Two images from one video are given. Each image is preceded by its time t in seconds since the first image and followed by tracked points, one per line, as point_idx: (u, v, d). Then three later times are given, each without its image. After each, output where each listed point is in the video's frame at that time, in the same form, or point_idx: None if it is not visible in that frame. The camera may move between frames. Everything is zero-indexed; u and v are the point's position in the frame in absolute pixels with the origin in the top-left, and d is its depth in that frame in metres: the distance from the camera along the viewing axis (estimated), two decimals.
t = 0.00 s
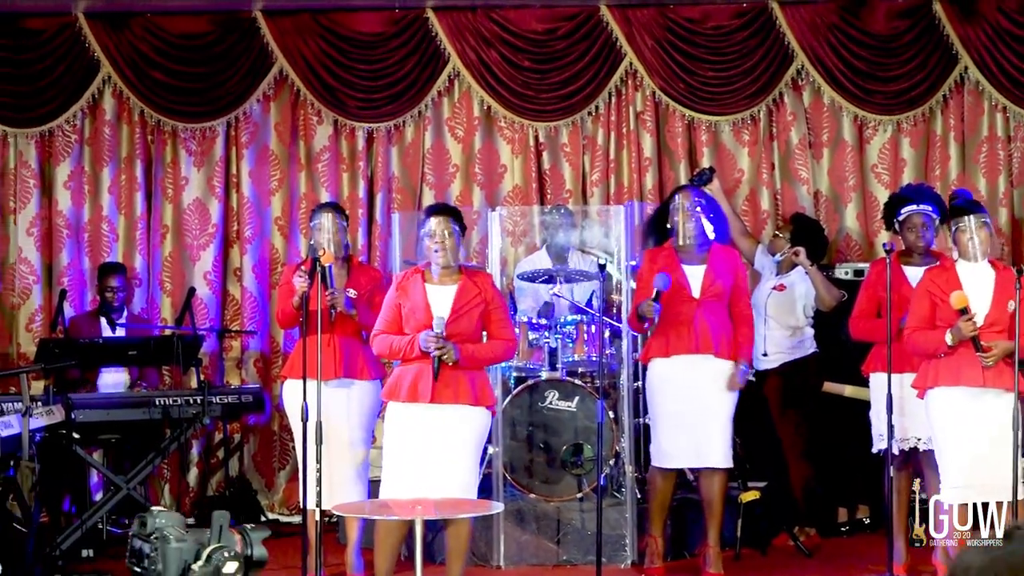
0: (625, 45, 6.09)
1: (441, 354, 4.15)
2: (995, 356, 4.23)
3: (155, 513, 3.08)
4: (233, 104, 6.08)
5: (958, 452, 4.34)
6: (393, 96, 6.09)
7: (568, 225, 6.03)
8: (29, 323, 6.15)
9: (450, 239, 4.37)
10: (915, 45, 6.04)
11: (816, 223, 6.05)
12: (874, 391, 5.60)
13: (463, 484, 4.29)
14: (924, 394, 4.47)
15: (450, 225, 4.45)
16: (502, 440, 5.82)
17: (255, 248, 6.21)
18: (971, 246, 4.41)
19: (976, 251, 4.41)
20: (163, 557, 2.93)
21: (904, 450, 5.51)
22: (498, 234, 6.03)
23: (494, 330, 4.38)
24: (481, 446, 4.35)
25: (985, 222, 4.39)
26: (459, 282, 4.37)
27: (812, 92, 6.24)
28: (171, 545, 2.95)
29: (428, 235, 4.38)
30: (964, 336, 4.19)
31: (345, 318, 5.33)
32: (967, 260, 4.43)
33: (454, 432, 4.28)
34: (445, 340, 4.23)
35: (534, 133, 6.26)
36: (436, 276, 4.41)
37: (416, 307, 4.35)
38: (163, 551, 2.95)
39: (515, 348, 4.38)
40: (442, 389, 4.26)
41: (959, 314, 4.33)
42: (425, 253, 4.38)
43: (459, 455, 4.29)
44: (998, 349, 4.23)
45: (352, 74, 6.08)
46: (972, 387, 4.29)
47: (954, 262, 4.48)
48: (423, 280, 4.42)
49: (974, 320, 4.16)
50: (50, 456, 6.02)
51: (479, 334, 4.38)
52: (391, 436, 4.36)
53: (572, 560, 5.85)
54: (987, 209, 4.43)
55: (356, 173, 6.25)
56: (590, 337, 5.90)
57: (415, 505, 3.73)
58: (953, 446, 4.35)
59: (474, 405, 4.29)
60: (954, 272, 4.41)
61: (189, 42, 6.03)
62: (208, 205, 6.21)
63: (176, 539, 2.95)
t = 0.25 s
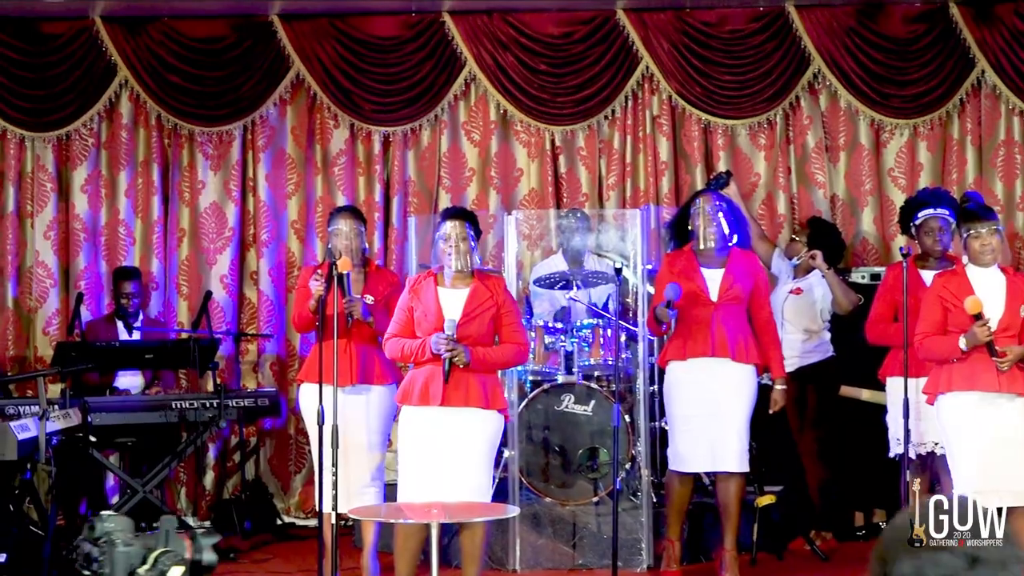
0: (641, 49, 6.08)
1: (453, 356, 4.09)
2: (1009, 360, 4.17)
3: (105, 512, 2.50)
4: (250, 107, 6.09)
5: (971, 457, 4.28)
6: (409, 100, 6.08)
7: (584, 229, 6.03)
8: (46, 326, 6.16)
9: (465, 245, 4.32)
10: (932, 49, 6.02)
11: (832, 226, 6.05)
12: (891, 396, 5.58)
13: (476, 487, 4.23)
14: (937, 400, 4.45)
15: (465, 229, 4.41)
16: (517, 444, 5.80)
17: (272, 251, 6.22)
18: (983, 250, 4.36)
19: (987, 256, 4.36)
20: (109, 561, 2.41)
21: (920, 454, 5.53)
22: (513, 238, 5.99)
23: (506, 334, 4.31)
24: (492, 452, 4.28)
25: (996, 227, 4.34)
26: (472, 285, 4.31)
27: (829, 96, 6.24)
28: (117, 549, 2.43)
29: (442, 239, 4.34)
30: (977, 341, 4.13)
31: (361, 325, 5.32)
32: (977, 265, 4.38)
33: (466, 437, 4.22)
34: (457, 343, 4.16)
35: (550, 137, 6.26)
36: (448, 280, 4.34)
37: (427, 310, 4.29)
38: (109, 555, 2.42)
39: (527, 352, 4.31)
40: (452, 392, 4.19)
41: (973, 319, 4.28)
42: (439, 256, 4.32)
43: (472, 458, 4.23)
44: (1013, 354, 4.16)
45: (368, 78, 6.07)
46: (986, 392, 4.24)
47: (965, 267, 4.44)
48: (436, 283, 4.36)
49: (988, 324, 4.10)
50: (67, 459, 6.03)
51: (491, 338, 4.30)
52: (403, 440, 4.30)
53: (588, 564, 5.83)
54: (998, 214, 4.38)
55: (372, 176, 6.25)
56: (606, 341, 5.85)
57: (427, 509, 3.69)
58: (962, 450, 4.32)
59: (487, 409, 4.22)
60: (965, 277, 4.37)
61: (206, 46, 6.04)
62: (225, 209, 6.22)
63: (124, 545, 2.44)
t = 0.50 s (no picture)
0: (662, 49, 6.08)
1: (461, 355, 4.09)
2: None
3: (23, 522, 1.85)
4: (271, 108, 6.10)
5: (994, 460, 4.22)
6: (431, 101, 6.09)
7: (604, 230, 6.03)
8: (68, 327, 6.18)
9: (473, 244, 4.31)
10: (954, 49, 6.01)
11: (854, 226, 6.04)
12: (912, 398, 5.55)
13: (490, 488, 4.21)
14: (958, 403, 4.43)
15: (475, 229, 4.40)
16: (538, 444, 5.77)
17: (293, 252, 6.23)
18: (1002, 251, 4.34)
19: (1006, 257, 4.34)
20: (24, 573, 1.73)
21: (941, 455, 5.53)
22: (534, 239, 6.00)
23: (516, 333, 4.27)
24: (506, 452, 4.25)
25: (1015, 227, 4.32)
26: (480, 285, 4.28)
27: (850, 96, 6.23)
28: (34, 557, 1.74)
29: (451, 238, 4.33)
30: (1001, 343, 4.10)
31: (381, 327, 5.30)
32: (996, 266, 4.36)
33: (478, 437, 4.20)
34: (465, 342, 4.15)
35: (572, 138, 6.27)
36: (457, 280, 4.32)
37: (435, 310, 4.27)
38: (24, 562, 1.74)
39: (537, 352, 4.27)
40: (461, 392, 4.17)
41: (994, 320, 4.25)
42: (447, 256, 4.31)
43: (487, 458, 4.21)
44: None
45: (389, 79, 6.08)
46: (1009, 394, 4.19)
47: (983, 269, 4.41)
48: (444, 284, 4.34)
49: (1011, 326, 4.07)
50: (89, 460, 6.05)
51: (501, 338, 4.27)
52: (416, 441, 4.29)
53: (609, 565, 5.80)
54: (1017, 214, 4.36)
55: (393, 178, 6.27)
56: (627, 342, 5.84)
57: (446, 509, 3.69)
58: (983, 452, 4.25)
59: (497, 408, 4.20)
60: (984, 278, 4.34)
61: (227, 47, 6.06)
62: (246, 209, 6.23)
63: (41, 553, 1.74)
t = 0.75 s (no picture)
0: (674, 52, 6.09)
1: (456, 356, 4.07)
2: None
3: None
4: (283, 111, 6.10)
5: (1006, 463, 4.21)
6: (443, 103, 6.09)
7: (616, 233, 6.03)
8: (80, 329, 6.19)
9: (469, 246, 4.30)
10: (965, 52, 6.00)
11: (866, 230, 6.07)
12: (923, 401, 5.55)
13: (490, 490, 4.19)
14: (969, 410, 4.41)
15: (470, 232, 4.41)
16: (549, 447, 5.74)
17: (304, 255, 6.23)
18: (1012, 254, 4.33)
19: (1015, 260, 4.33)
20: None
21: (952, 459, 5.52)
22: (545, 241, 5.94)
23: (512, 335, 4.26)
24: (504, 456, 4.24)
25: None
26: (476, 286, 4.28)
27: (862, 99, 6.22)
28: None
29: (447, 241, 4.31)
30: (1013, 347, 4.09)
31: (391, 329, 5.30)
32: (1005, 268, 4.35)
33: (477, 440, 4.19)
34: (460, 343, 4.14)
35: (583, 140, 6.26)
36: (453, 282, 4.32)
37: (431, 312, 4.27)
38: None
39: (534, 352, 4.25)
40: (457, 394, 4.17)
41: (1005, 324, 4.25)
42: (442, 258, 4.32)
43: (487, 461, 4.20)
44: None
45: (401, 81, 6.08)
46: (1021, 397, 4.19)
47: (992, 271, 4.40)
48: (440, 287, 4.33)
49: None
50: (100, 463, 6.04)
51: (497, 339, 4.26)
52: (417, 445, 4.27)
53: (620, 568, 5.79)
54: None
55: (404, 180, 6.27)
56: (638, 345, 5.89)
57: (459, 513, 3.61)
58: (996, 455, 4.24)
59: (494, 409, 4.18)
60: (994, 281, 4.34)
61: (239, 49, 6.06)
62: (258, 212, 6.24)
63: None
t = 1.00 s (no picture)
0: (690, 52, 6.09)
1: (457, 355, 4.04)
2: None
3: None
4: (298, 111, 6.11)
5: None
6: (458, 103, 6.10)
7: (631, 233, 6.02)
8: (96, 330, 6.21)
9: (470, 247, 4.27)
10: (981, 52, 6.00)
11: (883, 230, 6.04)
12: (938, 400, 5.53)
13: (496, 491, 4.15)
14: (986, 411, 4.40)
15: (470, 232, 4.37)
16: (565, 447, 5.72)
17: (320, 255, 6.26)
18: None
19: None
20: None
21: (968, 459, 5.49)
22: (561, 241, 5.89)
23: (512, 335, 4.22)
24: (507, 457, 4.20)
25: None
26: (477, 287, 4.25)
27: (878, 99, 6.22)
28: None
29: (447, 242, 4.29)
30: None
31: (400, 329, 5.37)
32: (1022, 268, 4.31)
33: (480, 441, 4.14)
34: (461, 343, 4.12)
35: (598, 140, 6.26)
36: (454, 283, 4.30)
37: (432, 312, 4.25)
38: None
39: (534, 354, 4.22)
40: (458, 393, 4.13)
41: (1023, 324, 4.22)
42: (444, 258, 4.29)
43: (490, 461, 4.15)
44: None
45: (416, 82, 6.09)
46: None
47: (1008, 271, 4.36)
48: (441, 287, 4.32)
49: None
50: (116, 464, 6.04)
51: (497, 340, 4.24)
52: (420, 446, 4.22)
53: (636, 568, 5.81)
54: None
55: (420, 180, 6.27)
56: (654, 344, 5.84)
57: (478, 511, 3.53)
58: (1013, 456, 4.21)
59: (494, 410, 4.15)
60: (1011, 282, 4.30)
61: (255, 49, 6.07)
62: (273, 212, 6.24)
63: None
